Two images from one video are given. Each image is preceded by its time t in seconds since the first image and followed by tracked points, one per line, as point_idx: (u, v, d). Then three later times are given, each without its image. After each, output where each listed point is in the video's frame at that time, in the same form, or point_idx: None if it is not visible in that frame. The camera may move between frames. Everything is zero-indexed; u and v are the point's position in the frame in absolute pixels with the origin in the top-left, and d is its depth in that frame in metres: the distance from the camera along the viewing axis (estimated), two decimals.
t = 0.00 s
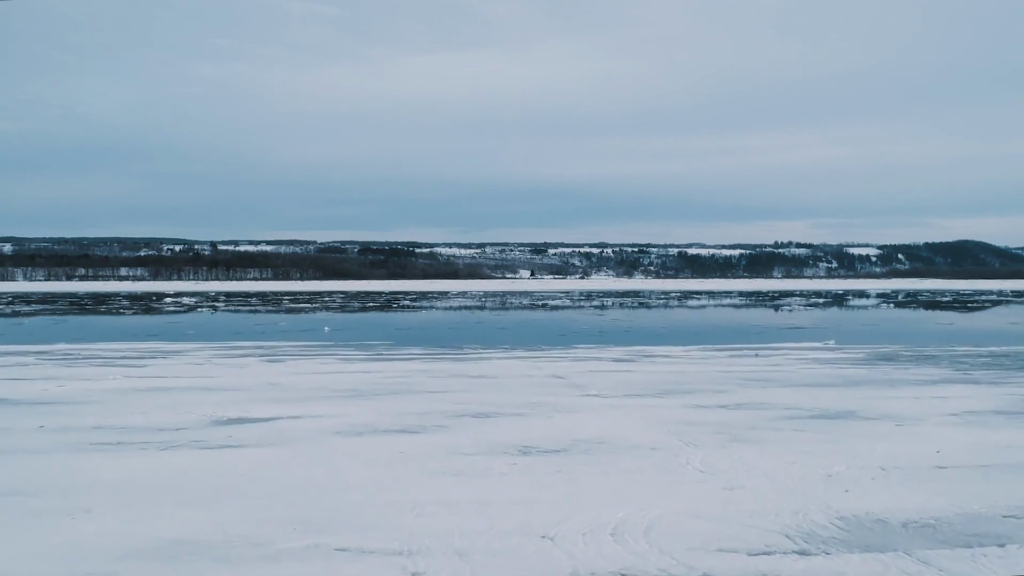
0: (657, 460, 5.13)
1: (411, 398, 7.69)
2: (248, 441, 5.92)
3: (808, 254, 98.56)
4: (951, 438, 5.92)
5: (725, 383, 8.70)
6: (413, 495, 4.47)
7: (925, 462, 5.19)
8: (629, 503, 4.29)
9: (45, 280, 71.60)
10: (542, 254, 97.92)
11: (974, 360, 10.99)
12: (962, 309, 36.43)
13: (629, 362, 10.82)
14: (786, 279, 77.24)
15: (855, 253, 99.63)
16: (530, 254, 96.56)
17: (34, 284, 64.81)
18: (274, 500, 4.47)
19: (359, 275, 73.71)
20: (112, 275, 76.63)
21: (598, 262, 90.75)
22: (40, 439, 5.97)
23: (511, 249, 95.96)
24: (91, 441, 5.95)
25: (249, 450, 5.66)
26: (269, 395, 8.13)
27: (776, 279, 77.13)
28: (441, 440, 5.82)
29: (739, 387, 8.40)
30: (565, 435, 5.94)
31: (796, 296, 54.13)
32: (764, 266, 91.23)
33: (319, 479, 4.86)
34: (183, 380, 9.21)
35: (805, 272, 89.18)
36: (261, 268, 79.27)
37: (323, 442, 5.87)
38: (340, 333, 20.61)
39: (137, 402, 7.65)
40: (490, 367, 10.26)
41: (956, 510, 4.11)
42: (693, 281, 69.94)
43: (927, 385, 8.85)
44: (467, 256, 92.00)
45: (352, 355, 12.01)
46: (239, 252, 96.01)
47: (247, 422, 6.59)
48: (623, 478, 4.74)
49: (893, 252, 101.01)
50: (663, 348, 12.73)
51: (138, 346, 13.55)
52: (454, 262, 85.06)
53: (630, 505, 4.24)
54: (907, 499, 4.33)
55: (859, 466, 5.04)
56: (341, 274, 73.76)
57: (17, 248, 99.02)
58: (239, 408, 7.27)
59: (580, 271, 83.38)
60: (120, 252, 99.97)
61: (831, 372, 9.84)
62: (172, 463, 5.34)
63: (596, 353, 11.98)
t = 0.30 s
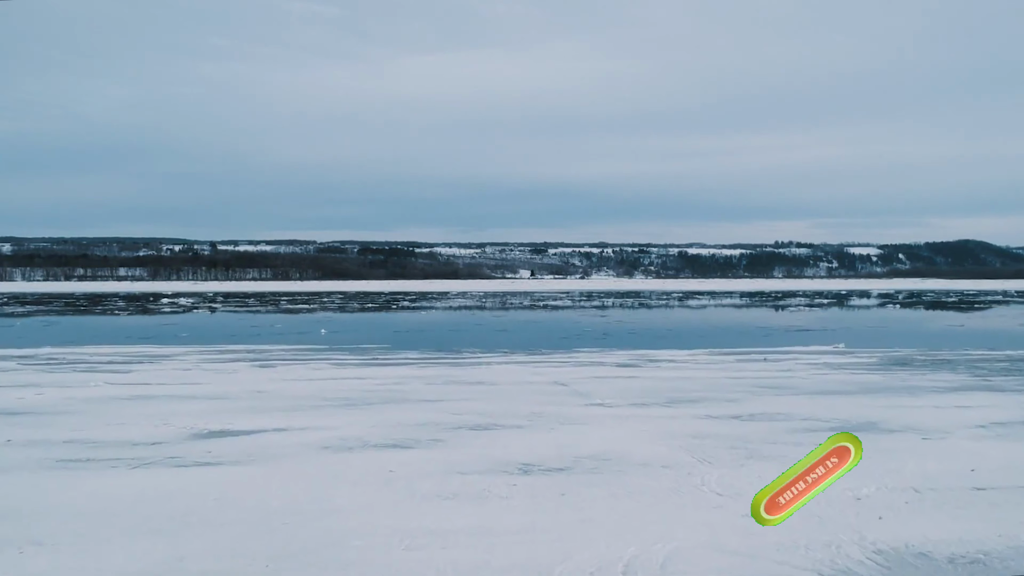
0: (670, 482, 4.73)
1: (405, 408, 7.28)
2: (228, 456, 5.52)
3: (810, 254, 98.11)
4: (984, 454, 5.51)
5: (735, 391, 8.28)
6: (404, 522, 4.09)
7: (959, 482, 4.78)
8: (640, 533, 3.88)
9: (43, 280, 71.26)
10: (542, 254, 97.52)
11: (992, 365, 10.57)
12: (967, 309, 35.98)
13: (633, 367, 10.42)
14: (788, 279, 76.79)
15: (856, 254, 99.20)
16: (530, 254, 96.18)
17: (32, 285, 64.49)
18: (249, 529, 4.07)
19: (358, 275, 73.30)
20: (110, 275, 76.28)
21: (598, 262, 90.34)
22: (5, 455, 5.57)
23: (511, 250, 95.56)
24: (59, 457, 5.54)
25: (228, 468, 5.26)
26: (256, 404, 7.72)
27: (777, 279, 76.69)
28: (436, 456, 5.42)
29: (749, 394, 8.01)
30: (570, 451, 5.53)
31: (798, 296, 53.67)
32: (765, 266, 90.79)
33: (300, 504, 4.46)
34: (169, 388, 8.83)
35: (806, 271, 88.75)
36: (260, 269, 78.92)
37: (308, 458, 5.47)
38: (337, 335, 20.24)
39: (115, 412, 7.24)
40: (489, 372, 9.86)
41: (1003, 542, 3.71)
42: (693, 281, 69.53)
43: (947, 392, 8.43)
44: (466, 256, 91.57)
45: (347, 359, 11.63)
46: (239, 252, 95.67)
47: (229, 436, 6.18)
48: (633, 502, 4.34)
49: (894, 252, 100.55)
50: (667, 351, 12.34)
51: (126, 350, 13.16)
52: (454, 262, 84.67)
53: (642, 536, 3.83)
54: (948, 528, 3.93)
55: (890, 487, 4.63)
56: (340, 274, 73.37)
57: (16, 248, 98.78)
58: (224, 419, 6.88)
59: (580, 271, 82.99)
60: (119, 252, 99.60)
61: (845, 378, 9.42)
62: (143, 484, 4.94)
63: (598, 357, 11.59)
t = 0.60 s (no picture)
0: (685, 507, 4.30)
1: (399, 419, 6.85)
2: (205, 475, 5.09)
3: (811, 254, 97.61)
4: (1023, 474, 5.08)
5: (747, 400, 7.85)
6: (394, 559, 3.67)
7: (1003, 508, 4.37)
8: (656, 570, 3.46)
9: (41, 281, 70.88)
10: (542, 254, 97.13)
11: (1013, 372, 10.13)
12: (972, 309, 35.47)
13: (637, 373, 10.00)
14: (789, 279, 76.40)
15: (857, 254, 98.82)
16: (530, 254, 95.78)
17: (32, 285, 64.44)
18: (220, 568, 3.66)
19: (358, 275, 72.91)
20: (108, 275, 75.87)
21: (599, 262, 89.94)
22: None
23: (512, 250, 95.12)
24: (21, 476, 5.12)
25: (203, 489, 4.83)
26: (241, 414, 7.30)
27: (779, 279, 76.30)
28: (430, 475, 5.00)
29: (763, 403, 7.60)
30: (575, 470, 5.10)
31: (800, 296, 53.28)
32: (766, 266, 90.32)
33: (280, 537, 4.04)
34: (152, 395, 8.42)
35: (807, 271, 88.25)
36: (259, 269, 78.52)
37: (291, 478, 5.04)
38: (333, 338, 19.81)
39: (90, 424, 6.81)
40: (488, 379, 9.44)
41: None
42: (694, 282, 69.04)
43: (971, 401, 8.00)
44: (466, 256, 91.16)
45: (340, 364, 11.21)
46: (239, 252, 95.27)
47: (208, 452, 5.75)
48: (647, 531, 3.93)
49: (895, 252, 100.10)
50: (673, 356, 11.92)
51: (114, 353, 12.73)
52: (454, 262, 84.23)
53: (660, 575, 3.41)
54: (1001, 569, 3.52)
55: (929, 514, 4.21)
56: (339, 274, 72.98)
57: (15, 248, 98.46)
58: (205, 432, 6.46)
59: (580, 271, 82.64)
60: (118, 252, 99.15)
61: (862, 386, 8.98)
62: (107, 509, 4.51)
63: (600, 362, 11.18)
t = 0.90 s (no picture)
0: (704, 538, 3.88)
1: (392, 432, 6.43)
2: (177, 497, 4.68)
3: (812, 254, 97.09)
4: None
5: (760, 409, 7.42)
6: None
7: None
8: None
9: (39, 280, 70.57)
10: (542, 254, 96.69)
11: None
12: (977, 309, 34.94)
13: (642, 379, 9.57)
14: (791, 279, 75.98)
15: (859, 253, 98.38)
16: (530, 254, 95.33)
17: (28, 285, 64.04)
18: None
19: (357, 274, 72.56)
20: (106, 275, 75.59)
21: (599, 262, 89.51)
22: None
23: (512, 249, 94.64)
24: None
25: (174, 513, 4.42)
26: (224, 426, 6.88)
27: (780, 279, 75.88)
28: (422, 498, 4.59)
29: (778, 414, 7.20)
30: (579, 492, 4.68)
31: (802, 296, 52.85)
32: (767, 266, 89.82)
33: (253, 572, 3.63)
34: (133, 404, 8.00)
35: (808, 272, 87.71)
36: (258, 268, 78.16)
37: (271, 500, 4.63)
38: (330, 340, 19.39)
39: (62, 437, 6.39)
40: (486, 386, 9.01)
41: None
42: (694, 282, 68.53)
43: (997, 410, 7.57)
44: (466, 256, 90.71)
45: (333, 369, 10.80)
46: (238, 252, 94.85)
47: (184, 470, 5.34)
48: (664, 568, 3.52)
49: (896, 252, 99.60)
50: (679, 360, 11.48)
51: (100, 358, 12.30)
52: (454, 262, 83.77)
53: None
54: None
55: (974, 546, 3.81)
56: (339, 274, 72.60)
57: (14, 248, 98.12)
58: (184, 445, 6.05)
59: (580, 271, 82.21)
60: (117, 252, 98.80)
61: (879, 394, 8.56)
62: (65, 537, 4.10)
63: (604, 367, 10.76)
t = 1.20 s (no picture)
0: None
1: (383, 446, 6.03)
2: (145, 522, 4.28)
3: (812, 254, 96.63)
4: None
5: (773, 420, 7.02)
6: None
7: None
8: None
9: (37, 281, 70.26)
10: (542, 254, 96.28)
11: None
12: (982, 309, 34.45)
13: (648, 386, 9.17)
14: (792, 279, 75.55)
15: (860, 253, 97.94)
16: (530, 254, 94.88)
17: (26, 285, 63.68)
18: None
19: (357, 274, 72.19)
20: (105, 276, 75.28)
21: (599, 262, 89.09)
22: None
23: (512, 249, 94.19)
24: None
25: (139, 542, 4.02)
26: (206, 438, 6.48)
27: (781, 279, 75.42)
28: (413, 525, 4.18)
29: (793, 425, 6.79)
30: (585, 518, 4.27)
31: (804, 296, 52.41)
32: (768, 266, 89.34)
33: None
34: (113, 413, 7.61)
35: (808, 272, 87.19)
36: (257, 269, 77.76)
37: (247, 527, 4.23)
38: (326, 342, 19.00)
39: (31, 452, 5.99)
40: (485, 394, 8.61)
41: None
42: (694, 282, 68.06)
43: None
44: (466, 256, 90.30)
45: (326, 375, 10.39)
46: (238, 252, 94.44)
47: (157, 490, 4.93)
48: None
49: (897, 252, 99.15)
50: (685, 365, 11.06)
51: (86, 362, 11.91)
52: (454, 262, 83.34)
53: None
54: None
55: None
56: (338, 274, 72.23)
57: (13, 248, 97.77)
58: (161, 460, 5.67)
59: (580, 271, 81.79)
60: (118, 252, 98.73)
61: (897, 402, 8.14)
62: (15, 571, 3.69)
63: (607, 372, 10.35)
